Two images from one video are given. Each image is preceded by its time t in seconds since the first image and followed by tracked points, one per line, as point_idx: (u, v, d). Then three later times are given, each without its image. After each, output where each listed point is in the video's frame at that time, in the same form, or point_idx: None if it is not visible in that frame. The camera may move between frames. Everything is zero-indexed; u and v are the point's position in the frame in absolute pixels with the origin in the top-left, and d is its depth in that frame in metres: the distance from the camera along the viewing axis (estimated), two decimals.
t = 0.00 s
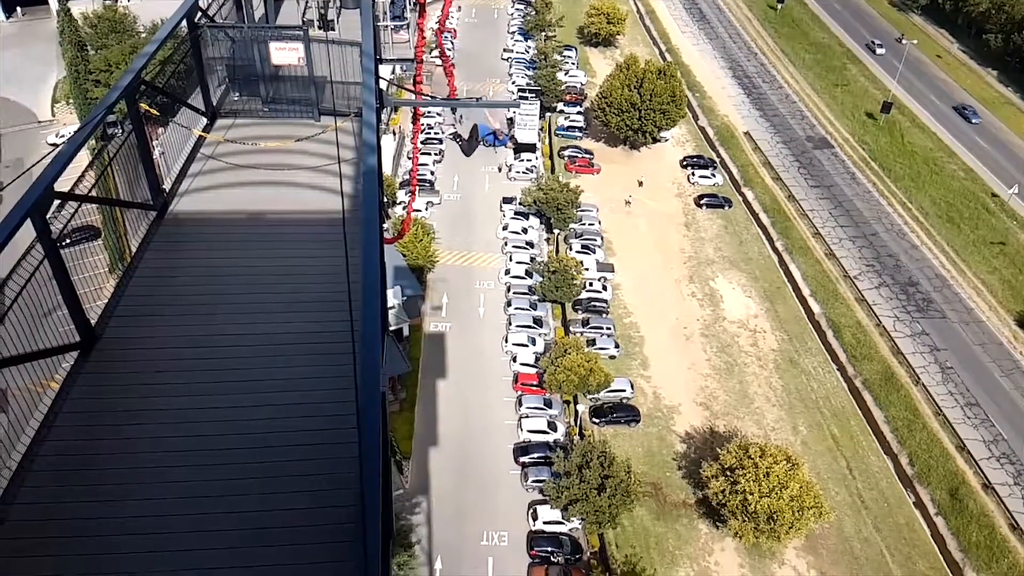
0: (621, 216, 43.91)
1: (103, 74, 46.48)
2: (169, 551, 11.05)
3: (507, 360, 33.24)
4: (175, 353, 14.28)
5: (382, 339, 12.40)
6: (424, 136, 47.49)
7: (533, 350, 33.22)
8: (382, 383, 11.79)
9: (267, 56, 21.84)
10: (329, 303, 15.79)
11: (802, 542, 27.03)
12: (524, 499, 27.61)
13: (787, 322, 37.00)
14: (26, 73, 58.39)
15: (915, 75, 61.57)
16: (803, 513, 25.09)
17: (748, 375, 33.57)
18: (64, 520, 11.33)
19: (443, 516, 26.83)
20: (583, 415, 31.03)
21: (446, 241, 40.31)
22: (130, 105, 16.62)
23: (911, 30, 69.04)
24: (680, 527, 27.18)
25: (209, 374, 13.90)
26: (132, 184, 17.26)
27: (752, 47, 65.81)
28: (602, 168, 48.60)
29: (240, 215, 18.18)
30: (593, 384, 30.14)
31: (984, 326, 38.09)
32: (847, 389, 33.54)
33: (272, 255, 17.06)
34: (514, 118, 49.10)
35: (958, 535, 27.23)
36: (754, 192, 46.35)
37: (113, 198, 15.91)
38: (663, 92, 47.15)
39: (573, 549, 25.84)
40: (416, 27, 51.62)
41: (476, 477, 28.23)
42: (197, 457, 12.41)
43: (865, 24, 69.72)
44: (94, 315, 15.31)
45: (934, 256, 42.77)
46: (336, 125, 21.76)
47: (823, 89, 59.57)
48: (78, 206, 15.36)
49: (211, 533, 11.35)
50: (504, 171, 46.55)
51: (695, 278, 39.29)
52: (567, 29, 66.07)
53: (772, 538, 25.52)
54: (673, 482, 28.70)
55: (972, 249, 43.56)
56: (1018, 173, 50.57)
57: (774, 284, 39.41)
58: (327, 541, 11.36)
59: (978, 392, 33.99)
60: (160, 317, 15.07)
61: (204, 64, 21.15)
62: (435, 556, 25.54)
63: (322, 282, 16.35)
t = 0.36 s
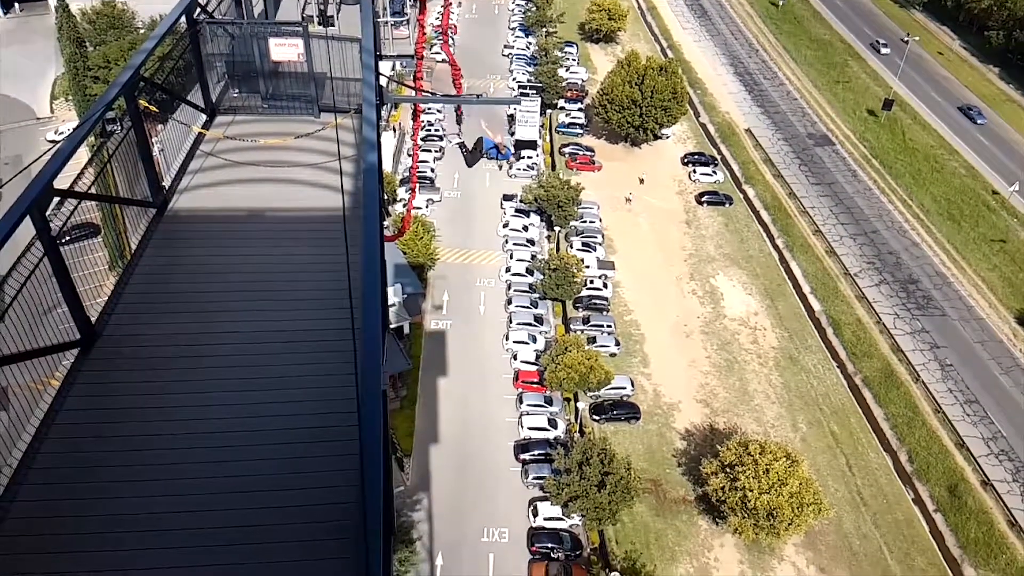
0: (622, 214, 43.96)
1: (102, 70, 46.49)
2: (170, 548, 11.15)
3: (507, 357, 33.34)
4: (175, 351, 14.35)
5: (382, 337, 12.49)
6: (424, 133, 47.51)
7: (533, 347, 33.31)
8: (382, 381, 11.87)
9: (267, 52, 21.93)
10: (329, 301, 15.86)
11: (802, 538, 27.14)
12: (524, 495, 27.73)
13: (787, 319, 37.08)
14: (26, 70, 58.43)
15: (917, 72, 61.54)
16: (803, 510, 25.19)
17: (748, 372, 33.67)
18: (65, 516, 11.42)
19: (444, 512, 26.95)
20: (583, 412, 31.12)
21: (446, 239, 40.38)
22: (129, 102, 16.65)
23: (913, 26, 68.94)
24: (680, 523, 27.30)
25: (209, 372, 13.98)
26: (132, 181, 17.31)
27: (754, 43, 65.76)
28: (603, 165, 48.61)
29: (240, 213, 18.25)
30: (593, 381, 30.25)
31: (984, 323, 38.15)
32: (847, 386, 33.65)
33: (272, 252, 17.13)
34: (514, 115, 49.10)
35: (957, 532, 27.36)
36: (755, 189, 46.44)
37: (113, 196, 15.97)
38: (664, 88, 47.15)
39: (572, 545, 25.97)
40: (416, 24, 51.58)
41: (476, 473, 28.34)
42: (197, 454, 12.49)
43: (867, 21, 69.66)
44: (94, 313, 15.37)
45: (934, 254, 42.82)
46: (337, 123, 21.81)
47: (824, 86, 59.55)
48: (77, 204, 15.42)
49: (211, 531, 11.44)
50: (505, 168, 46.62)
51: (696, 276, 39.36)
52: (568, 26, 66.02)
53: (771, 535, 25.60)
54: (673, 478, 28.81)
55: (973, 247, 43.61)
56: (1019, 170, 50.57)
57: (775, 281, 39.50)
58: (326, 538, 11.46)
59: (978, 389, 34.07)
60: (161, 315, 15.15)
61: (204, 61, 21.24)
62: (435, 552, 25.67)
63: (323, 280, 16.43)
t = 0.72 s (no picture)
0: (623, 209, 43.91)
1: (101, 66, 46.41)
2: (171, 543, 11.21)
3: (507, 353, 33.38)
4: (175, 347, 14.37)
5: (382, 332, 12.50)
6: (424, 128, 47.48)
7: (533, 343, 33.32)
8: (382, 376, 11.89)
9: (266, 48, 21.83)
10: (329, 297, 15.87)
11: (802, 533, 27.17)
12: (524, 491, 27.81)
13: (788, 314, 37.09)
14: (25, 65, 58.34)
15: (918, 67, 61.37)
16: (803, 504, 25.24)
17: (749, 368, 33.68)
18: (67, 512, 11.45)
19: (445, 507, 27.01)
20: (583, 408, 31.15)
21: (446, 235, 40.37)
22: (128, 97, 16.63)
23: (915, 20, 68.71)
24: (680, 518, 27.35)
25: (209, 369, 14.00)
26: (131, 178, 17.31)
27: (755, 38, 65.58)
28: (604, 160, 48.54)
29: (239, 209, 18.25)
30: (593, 377, 30.29)
31: (985, 318, 38.13)
32: (847, 381, 33.68)
33: (272, 248, 17.13)
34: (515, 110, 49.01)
35: (956, 526, 27.40)
36: (756, 185, 46.42)
37: (113, 192, 15.98)
38: (665, 83, 47.05)
39: (572, 539, 26.02)
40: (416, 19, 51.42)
41: (477, 469, 28.40)
42: (199, 451, 12.53)
43: (868, 15, 69.43)
44: (94, 309, 15.39)
45: (935, 249, 42.79)
46: (336, 118, 21.80)
47: (826, 81, 59.41)
48: (77, 200, 15.41)
49: (212, 526, 11.48)
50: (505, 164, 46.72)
51: (696, 271, 39.35)
52: (569, 20, 65.82)
53: (771, 530, 25.65)
54: (673, 474, 28.84)
55: (973, 242, 43.56)
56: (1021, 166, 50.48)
57: (775, 277, 39.49)
58: (327, 532, 11.51)
59: (978, 384, 34.08)
60: (162, 311, 15.17)
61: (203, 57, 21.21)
62: (436, 547, 25.74)
63: (323, 275, 16.44)
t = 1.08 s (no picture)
0: (622, 192, 43.78)
1: (97, 52, 46.01)
2: (176, 528, 11.29)
3: (508, 338, 33.43)
4: (176, 335, 14.38)
5: (382, 318, 12.49)
6: (423, 112, 47.32)
7: (534, 328, 33.36)
8: (383, 362, 11.91)
9: (262, 32, 21.59)
10: (330, 283, 15.87)
11: (802, 513, 27.32)
12: (527, 474, 27.96)
13: (788, 296, 37.10)
14: (20, 53, 57.85)
15: (920, 46, 60.87)
16: (804, 485, 25.37)
17: (749, 350, 33.74)
18: (71, 499, 11.52)
19: (448, 491, 27.17)
20: (584, 391, 31.23)
21: (446, 219, 40.28)
22: (125, 84, 16.48)
23: None
24: (681, 499, 27.53)
25: (210, 355, 14.02)
26: (129, 165, 17.22)
27: (755, 18, 64.96)
28: (603, 143, 48.29)
29: (238, 195, 18.20)
30: (594, 360, 30.38)
31: (985, 299, 38.12)
32: (848, 362, 33.75)
33: (271, 234, 17.10)
34: (514, 93, 48.77)
35: (956, 506, 27.56)
36: (757, 166, 46.22)
37: (111, 180, 15.89)
38: (665, 64, 46.71)
39: (574, 521, 26.19)
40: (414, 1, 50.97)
41: (479, 452, 28.55)
42: (202, 437, 12.57)
43: None
44: (94, 297, 15.39)
45: (936, 229, 42.67)
46: (334, 103, 21.63)
47: (826, 61, 58.92)
48: (75, 188, 15.35)
49: (217, 512, 11.56)
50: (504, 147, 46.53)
51: (696, 254, 39.28)
52: (567, 2, 65.19)
53: (772, 510, 25.80)
54: (674, 455, 28.98)
55: (974, 222, 43.43)
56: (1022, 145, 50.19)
57: (776, 259, 39.45)
58: (332, 516, 11.61)
59: (979, 365, 34.14)
60: (161, 298, 15.16)
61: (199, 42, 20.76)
62: (439, 530, 25.92)
63: (323, 261, 16.41)
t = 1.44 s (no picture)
0: (623, 170, 43.52)
1: (92, 31, 45.45)
2: (178, 507, 11.36)
3: (508, 317, 33.41)
4: (175, 315, 14.33)
5: (382, 298, 12.47)
6: (422, 89, 46.85)
7: (535, 307, 33.34)
8: (383, 342, 11.90)
9: (258, 8, 21.35)
10: (329, 262, 15.80)
11: (802, 489, 27.50)
12: (528, 452, 28.10)
13: (788, 274, 37.05)
14: (14, 31, 57.17)
15: (922, 21, 60.19)
16: (802, 462, 25.49)
17: (749, 328, 33.76)
18: (73, 478, 11.56)
19: (449, 469, 27.34)
20: (584, 370, 31.31)
21: (446, 198, 40.07)
22: (120, 62, 16.26)
23: None
24: (680, 476, 27.71)
25: (210, 336, 13.99)
26: (126, 144, 17.04)
27: None
28: (604, 120, 47.90)
29: (235, 174, 18.07)
30: (594, 339, 30.40)
31: (985, 276, 38.05)
32: (847, 339, 33.81)
33: (270, 213, 17.00)
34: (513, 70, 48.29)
35: (954, 481, 27.76)
36: (758, 143, 45.94)
37: (108, 160, 15.74)
38: (666, 40, 46.20)
39: (575, 498, 26.37)
40: None
41: (479, 431, 28.69)
42: (202, 416, 12.59)
43: None
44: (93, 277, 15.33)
45: (937, 206, 42.50)
46: (331, 80, 21.39)
47: (828, 36, 58.27)
48: (72, 167, 15.21)
49: (219, 491, 11.62)
50: (504, 125, 46.06)
51: (697, 232, 39.14)
52: None
53: (771, 486, 25.92)
54: (674, 433, 29.13)
55: (975, 199, 43.22)
56: None
57: (776, 236, 39.33)
58: (333, 494, 11.69)
59: (978, 342, 34.17)
60: (159, 278, 15.10)
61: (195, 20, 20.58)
62: (440, 507, 26.12)
63: (322, 240, 16.35)
